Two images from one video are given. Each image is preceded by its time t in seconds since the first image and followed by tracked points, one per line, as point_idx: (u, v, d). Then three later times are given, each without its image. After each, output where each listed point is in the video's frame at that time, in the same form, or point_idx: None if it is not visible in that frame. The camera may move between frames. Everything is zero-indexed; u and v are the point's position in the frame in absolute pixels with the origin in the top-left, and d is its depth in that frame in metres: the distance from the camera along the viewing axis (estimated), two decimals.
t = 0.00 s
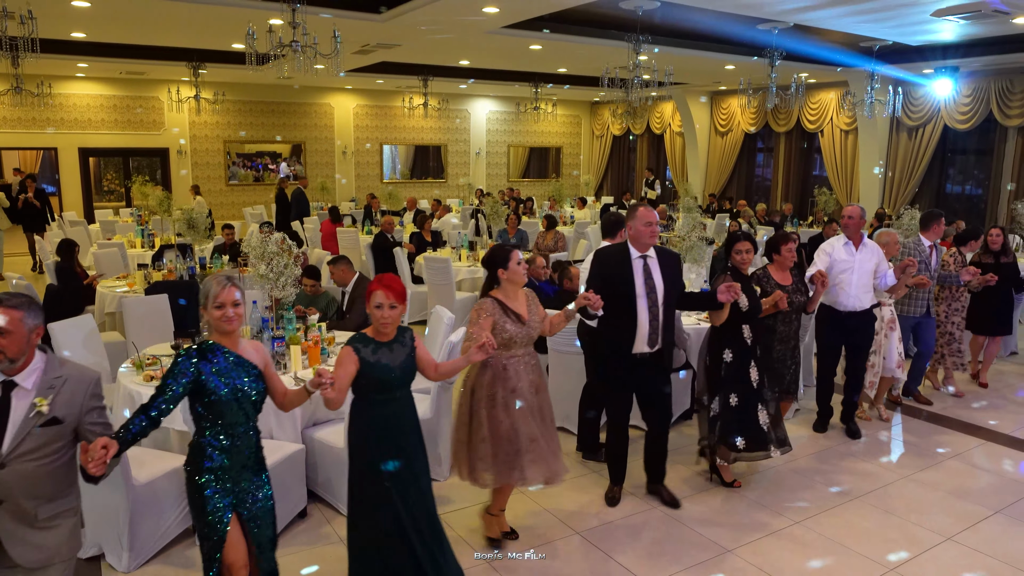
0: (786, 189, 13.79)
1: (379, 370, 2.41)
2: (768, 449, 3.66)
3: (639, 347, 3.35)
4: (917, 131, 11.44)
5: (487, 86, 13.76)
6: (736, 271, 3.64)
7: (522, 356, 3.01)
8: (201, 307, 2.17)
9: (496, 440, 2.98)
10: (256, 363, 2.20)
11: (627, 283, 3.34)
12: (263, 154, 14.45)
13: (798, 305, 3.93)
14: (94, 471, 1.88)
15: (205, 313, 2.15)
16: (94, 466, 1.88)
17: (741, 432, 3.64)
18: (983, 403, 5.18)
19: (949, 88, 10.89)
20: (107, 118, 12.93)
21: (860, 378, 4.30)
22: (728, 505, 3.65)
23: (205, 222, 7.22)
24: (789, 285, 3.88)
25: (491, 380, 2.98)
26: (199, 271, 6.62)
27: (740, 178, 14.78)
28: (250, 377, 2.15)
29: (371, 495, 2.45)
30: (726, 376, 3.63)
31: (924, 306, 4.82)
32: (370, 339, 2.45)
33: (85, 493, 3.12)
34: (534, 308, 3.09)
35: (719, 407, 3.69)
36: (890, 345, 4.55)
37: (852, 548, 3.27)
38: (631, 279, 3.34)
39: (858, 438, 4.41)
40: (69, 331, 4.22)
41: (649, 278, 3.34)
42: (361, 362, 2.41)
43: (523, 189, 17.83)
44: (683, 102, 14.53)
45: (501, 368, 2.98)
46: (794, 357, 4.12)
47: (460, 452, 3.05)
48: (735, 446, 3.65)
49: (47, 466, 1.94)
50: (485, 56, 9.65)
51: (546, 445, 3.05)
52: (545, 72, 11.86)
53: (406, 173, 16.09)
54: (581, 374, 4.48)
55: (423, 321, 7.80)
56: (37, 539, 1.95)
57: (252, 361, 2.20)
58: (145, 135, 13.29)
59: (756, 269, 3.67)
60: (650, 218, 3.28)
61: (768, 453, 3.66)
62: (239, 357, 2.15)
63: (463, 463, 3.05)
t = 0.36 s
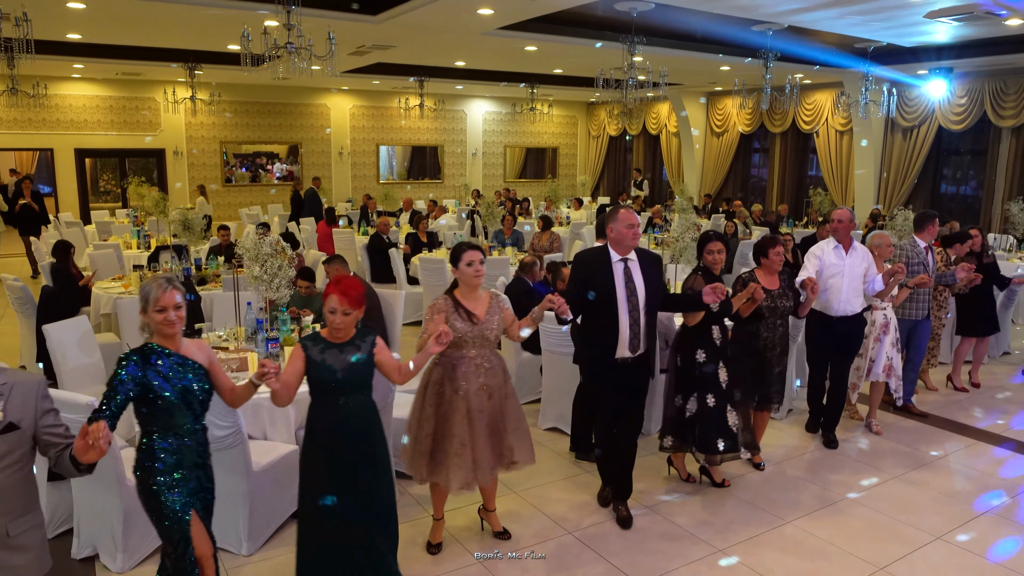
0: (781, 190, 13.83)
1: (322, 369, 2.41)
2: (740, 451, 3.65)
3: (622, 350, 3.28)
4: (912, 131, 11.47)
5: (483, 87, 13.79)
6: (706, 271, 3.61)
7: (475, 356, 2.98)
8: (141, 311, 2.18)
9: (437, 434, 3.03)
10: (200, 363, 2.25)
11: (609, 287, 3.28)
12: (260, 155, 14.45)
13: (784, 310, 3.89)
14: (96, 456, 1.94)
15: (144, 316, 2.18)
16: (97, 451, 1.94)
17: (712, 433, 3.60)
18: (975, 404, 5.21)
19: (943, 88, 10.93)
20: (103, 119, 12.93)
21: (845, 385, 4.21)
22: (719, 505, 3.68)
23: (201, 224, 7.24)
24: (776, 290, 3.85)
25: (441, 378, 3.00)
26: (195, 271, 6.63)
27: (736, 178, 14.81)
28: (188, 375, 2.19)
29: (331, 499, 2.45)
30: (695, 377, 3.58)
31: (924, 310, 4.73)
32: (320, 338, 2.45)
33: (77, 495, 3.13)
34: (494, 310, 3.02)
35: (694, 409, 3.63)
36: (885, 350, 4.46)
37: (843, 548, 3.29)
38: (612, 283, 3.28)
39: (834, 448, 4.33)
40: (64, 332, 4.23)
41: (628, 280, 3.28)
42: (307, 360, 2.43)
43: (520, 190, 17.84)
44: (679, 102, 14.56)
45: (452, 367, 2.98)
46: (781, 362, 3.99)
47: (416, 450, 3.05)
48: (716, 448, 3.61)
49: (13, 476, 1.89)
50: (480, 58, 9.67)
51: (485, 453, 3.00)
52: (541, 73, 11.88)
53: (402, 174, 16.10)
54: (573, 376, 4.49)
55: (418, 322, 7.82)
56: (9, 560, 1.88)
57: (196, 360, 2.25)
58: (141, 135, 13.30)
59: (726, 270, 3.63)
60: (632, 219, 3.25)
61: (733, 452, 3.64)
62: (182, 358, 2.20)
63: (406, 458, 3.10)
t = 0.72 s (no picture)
0: (776, 191, 13.88)
1: (278, 376, 2.40)
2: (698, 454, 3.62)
3: (599, 356, 3.24)
4: (906, 132, 11.51)
5: (478, 87, 13.81)
6: (678, 273, 3.53)
7: (435, 366, 2.91)
8: (94, 313, 2.16)
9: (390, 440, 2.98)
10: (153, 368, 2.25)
11: (584, 292, 3.22)
12: (255, 155, 14.44)
13: (767, 314, 3.84)
14: (79, 463, 1.92)
15: (95, 319, 2.17)
16: (80, 458, 1.92)
17: (668, 436, 3.59)
18: (964, 406, 5.25)
19: (937, 89, 10.97)
20: (97, 120, 12.92)
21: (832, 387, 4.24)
22: (710, 504, 3.71)
23: (195, 225, 7.25)
24: (757, 294, 3.80)
25: (400, 388, 2.94)
26: (190, 272, 6.64)
27: (731, 179, 14.85)
28: (148, 379, 2.21)
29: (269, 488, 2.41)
30: (663, 380, 3.56)
31: (917, 313, 4.73)
32: (282, 346, 2.44)
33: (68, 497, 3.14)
34: (457, 319, 2.95)
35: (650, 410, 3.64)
36: (879, 356, 4.46)
37: (831, 546, 3.33)
38: (588, 287, 3.22)
39: (824, 447, 4.38)
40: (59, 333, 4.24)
41: (604, 284, 3.24)
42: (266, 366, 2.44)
43: (515, 190, 17.86)
44: (674, 103, 14.58)
45: (411, 378, 2.91)
46: (761, 367, 3.91)
47: (368, 455, 3.02)
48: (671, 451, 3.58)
49: None
50: (476, 59, 9.69)
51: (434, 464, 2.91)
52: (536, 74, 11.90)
53: (397, 175, 16.11)
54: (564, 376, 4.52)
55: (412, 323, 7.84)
56: None
57: (149, 365, 2.25)
58: (136, 136, 13.30)
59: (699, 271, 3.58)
60: (605, 222, 3.21)
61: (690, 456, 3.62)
62: (133, 363, 2.20)
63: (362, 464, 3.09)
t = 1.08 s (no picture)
0: (751, 190, 14.02)
1: (220, 395, 2.30)
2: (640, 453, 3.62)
3: (537, 361, 3.16)
4: (877, 133, 11.68)
5: (455, 87, 13.82)
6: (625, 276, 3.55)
7: (398, 376, 2.85)
8: (30, 332, 2.16)
9: (360, 457, 2.89)
10: (83, 391, 2.22)
11: (523, 297, 3.12)
12: (231, 155, 14.34)
13: (724, 315, 3.86)
14: None
15: (29, 338, 2.17)
16: None
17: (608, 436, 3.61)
18: (931, 404, 5.36)
19: (907, 91, 11.13)
20: (69, 119, 12.76)
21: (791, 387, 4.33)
22: (683, 502, 3.77)
23: (169, 227, 7.19)
24: (713, 296, 3.85)
25: (364, 402, 2.86)
26: (163, 275, 6.59)
27: (707, 179, 14.97)
28: (71, 408, 2.19)
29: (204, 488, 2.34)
30: (607, 382, 3.57)
31: (877, 314, 4.80)
32: (225, 362, 2.34)
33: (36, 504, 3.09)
34: (416, 325, 2.90)
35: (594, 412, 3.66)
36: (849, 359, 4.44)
37: (800, 541, 3.39)
38: (526, 292, 3.13)
39: (796, 445, 4.49)
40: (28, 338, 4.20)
41: (545, 289, 3.14)
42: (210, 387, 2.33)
43: (493, 191, 17.88)
44: (650, 103, 14.67)
45: (374, 392, 2.84)
46: (720, 371, 3.92)
47: (343, 478, 2.93)
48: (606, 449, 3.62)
49: None
50: (452, 59, 9.69)
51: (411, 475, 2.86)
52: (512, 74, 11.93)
53: (375, 175, 16.06)
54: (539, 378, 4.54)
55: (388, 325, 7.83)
56: None
57: (80, 388, 2.22)
58: (109, 136, 13.15)
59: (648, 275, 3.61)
60: (540, 225, 3.11)
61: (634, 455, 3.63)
62: (60, 387, 2.18)
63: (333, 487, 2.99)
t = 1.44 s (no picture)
0: (720, 190, 14.18)
1: (159, 411, 2.20)
2: (586, 463, 3.53)
3: (489, 369, 3.02)
4: (842, 133, 11.87)
5: (425, 87, 13.80)
6: (578, 279, 3.43)
7: (356, 383, 2.77)
8: None
9: (321, 474, 2.73)
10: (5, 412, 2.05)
11: (472, 302, 3.00)
12: (199, 156, 14.18)
13: (670, 313, 3.88)
14: None
15: None
16: None
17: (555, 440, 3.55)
18: (893, 400, 5.48)
19: (870, 92, 11.33)
20: (31, 120, 12.51)
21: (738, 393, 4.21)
22: (652, 500, 3.83)
23: (134, 229, 7.09)
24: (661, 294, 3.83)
25: (321, 414, 2.72)
26: (128, 278, 6.50)
27: (676, 178, 15.11)
28: None
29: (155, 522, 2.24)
30: (555, 388, 3.49)
31: (829, 313, 4.76)
32: (153, 376, 2.23)
33: None
34: (365, 329, 2.84)
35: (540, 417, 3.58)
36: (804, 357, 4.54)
37: (765, 537, 3.47)
38: (476, 297, 3.00)
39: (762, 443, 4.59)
40: None
41: (496, 295, 3.02)
42: (140, 402, 2.20)
43: (464, 191, 17.87)
44: (620, 104, 14.75)
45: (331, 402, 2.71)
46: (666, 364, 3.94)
47: (299, 500, 2.73)
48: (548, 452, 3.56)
49: None
50: (421, 60, 9.67)
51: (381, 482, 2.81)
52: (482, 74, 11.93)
53: (346, 175, 15.98)
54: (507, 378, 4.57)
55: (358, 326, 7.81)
56: None
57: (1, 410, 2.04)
58: (73, 137, 12.93)
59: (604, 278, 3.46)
60: (494, 229, 2.99)
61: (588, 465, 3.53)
62: None
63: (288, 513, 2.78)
